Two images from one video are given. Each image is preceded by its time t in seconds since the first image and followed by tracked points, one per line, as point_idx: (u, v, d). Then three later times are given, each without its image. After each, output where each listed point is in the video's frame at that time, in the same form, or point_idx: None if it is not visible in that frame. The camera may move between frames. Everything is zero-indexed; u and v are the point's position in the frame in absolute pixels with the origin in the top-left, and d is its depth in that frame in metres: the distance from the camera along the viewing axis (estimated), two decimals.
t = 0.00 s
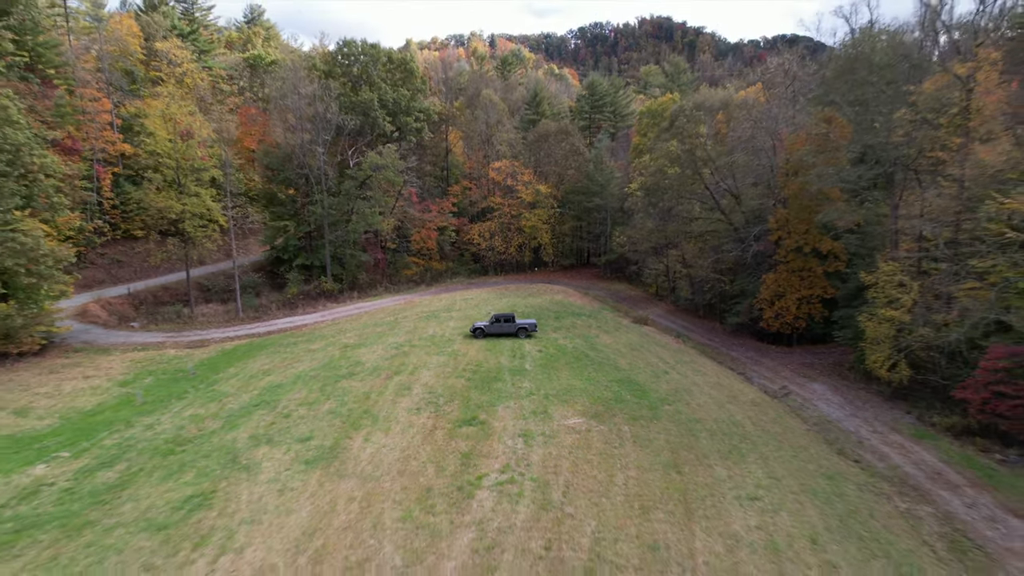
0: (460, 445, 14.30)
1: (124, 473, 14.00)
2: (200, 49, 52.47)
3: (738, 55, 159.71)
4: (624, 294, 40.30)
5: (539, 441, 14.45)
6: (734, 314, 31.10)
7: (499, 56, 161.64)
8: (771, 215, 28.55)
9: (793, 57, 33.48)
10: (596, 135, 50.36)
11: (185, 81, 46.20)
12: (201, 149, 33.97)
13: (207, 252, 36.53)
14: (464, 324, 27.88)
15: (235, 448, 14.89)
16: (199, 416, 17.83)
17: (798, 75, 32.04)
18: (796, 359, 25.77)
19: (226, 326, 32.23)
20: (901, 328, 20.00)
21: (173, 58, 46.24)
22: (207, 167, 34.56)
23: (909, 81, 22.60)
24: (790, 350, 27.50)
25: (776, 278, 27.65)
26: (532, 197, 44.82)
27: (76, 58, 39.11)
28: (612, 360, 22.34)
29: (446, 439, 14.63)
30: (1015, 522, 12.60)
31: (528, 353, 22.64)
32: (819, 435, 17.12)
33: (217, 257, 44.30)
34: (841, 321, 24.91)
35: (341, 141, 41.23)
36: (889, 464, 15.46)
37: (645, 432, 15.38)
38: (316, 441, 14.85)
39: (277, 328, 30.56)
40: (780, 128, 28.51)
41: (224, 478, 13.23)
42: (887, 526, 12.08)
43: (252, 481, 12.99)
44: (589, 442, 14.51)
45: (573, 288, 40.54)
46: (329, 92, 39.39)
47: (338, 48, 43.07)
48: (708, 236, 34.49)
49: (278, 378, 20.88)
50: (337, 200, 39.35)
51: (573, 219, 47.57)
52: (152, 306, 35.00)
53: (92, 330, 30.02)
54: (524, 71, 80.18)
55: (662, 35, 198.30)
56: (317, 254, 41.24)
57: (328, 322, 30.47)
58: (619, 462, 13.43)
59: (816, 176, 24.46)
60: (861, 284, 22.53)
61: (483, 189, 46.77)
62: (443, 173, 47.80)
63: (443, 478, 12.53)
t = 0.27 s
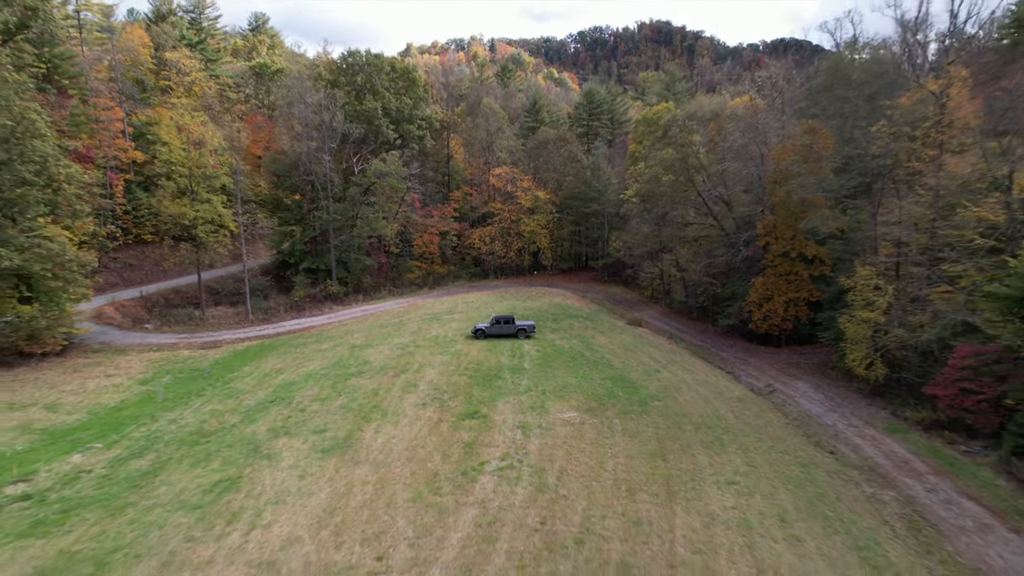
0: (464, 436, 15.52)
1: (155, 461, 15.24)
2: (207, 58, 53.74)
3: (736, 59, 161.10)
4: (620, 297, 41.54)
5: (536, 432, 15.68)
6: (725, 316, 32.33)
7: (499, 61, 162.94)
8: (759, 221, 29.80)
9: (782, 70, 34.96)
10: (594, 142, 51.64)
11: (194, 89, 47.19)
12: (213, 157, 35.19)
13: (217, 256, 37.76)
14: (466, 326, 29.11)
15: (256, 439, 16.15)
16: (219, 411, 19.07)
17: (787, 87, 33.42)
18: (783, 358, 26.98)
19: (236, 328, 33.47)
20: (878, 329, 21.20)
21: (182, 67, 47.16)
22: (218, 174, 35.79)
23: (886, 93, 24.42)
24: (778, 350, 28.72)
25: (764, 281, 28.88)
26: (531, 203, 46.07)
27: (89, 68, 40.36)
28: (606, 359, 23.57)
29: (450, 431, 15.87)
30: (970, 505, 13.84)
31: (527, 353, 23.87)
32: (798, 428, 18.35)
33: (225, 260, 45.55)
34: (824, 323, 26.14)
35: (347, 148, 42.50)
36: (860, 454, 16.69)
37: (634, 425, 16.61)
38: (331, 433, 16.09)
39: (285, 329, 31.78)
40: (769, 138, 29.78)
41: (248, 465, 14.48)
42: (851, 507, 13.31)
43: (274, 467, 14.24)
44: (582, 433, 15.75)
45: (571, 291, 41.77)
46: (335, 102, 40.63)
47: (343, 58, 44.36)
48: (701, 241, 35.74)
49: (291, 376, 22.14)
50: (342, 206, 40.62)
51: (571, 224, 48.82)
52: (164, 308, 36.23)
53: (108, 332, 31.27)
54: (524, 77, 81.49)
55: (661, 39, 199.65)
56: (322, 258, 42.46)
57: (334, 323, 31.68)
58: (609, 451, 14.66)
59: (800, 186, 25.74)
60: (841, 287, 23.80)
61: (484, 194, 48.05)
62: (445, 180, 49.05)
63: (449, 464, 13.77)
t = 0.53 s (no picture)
0: (467, 428, 16.78)
1: (181, 452, 16.51)
2: (215, 66, 55.05)
3: (735, 64, 162.63)
4: (616, 299, 42.82)
5: (533, 426, 16.94)
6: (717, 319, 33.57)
7: (499, 65, 164.54)
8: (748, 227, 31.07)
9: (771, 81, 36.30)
10: (592, 149, 52.96)
11: (202, 97, 48.21)
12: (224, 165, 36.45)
13: (227, 261, 39.02)
14: (467, 328, 30.37)
15: (274, 432, 17.41)
16: (236, 407, 20.34)
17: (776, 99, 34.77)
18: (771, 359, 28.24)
19: (246, 330, 34.71)
20: (857, 330, 22.52)
21: (190, 76, 48.05)
22: (228, 181, 37.06)
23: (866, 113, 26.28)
24: (766, 351, 29.97)
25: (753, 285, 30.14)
26: (530, 208, 47.34)
27: (102, 78, 41.64)
28: (601, 359, 24.83)
29: (454, 424, 17.12)
30: (931, 491, 15.11)
31: (525, 353, 25.13)
32: (779, 423, 19.60)
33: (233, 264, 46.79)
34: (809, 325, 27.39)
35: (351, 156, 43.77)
36: (835, 447, 17.95)
37: (625, 419, 17.86)
38: (343, 426, 17.35)
39: (293, 331, 33.04)
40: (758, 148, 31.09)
41: (268, 455, 15.74)
42: (821, 492, 14.58)
43: (292, 457, 15.51)
44: (576, 426, 17.01)
45: (568, 294, 43.03)
46: (340, 111, 41.93)
47: (347, 68, 45.68)
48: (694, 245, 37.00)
49: (303, 375, 23.39)
50: (347, 212, 41.90)
51: (569, 228, 50.10)
52: (175, 311, 37.44)
53: (124, 334, 32.49)
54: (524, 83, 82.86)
55: (660, 43, 201.03)
56: (327, 262, 43.73)
57: (340, 325, 32.93)
58: (601, 442, 15.91)
59: (785, 195, 27.05)
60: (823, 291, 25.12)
61: (484, 200, 49.33)
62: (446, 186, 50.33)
63: (453, 453, 15.02)
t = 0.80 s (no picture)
0: (469, 422, 18.01)
1: (203, 445, 17.77)
2: (222, 74, 56.34)
3: (735, 66, 164.13)
4: (613, 302, 44.05)
5: (531, 420, 18.19)
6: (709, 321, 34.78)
7: (499, 69, 166.02)
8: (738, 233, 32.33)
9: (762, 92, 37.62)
10: (590, 155, 54.23)
11: (210, 105, 49.49)
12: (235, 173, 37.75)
13: (235, 264, 40.25)
14: (468, 329, 31.61)
15: (289, 426, 18.64)
16: (251, 403, 21.58)
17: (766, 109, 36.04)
18: (759, 359, 29.48)
19: (255, 331, 35.94)
20: (838, 331, 23.70)
21: (198, 84, 49.36)
22: (238, 188, 38.35)
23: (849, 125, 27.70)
24: (756, 352, 31.18)
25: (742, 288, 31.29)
26: (529, 213, 48.56)
27: (114, 87, 42.91)
28: (597, 359, 26.07)
29: (457, 419, 18.36)
30: (898, 480, 16.36)
31: (524, 353, 26.34)
32: (762, 419, 20.84)
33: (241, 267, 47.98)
34: (796, 326, 28.62)
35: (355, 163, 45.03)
36: (813, 440, 19.20)
37: (617, 414, 19.11)
38: (353, 420, 18.58)
39: (300, 333, 34.26)
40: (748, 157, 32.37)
41: (284, 446, 17.00)
42: (796, 480, 15.82)
43: (307, 447, 16.75)
44: (571, 421, 18.26)
45: (566, 297, 44.24)
46: (345, 119, 43.21)
47: (351, 77, 46.98)
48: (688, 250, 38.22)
49: (313, 373, 24.65)
50: (352, 217, 43.17)
51: (567, 233, 51.33)
52: (186, 313, 38.67)
53: (138, 335, 33.73)
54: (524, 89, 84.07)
55: (660, 47, 202.51)
56: (332, 266, 44.94)
57: (346, 327, 34.13)
58: (593, 434, 17.16)
59: (771, 204, 28.34)
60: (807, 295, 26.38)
61: (484, 205, 50.60)
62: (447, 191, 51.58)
63: (456, 444, 16.26)
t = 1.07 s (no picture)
0: (470, 418, 19.25)
1: (222, 439, 19.04)
2: (228, 82, 57.69)
3: (734, 71, 165.50)
4: (610, 305, 45.26)
5: (529, 415, 19.44)
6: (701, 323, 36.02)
7: (499, 74, 167.53)
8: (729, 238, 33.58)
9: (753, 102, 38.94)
10: (588, 161, 55.52)
11: (217, 113, 50.81)
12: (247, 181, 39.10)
13: (243, 268, 41.49)
14: (469, 331, 32.86)
15: (302, 421, 19.91)
16: (265, 400, 22.84)
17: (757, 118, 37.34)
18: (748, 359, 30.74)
19: (263, 333, 37.19)
20: (821, 333, 24.94)
21: (205, 93, 50.69)
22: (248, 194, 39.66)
23: (834, 136, 29.04)
24: (746, 352, 32.44)
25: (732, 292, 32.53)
26: (528, 218, 49.81)
27: (125, 96, 44.24)
28: (592, 359, 27.31)
29: (459, 414, 19.61)
30: (870, 470, 17.61)
31: (523, 354, 27.58)
32: (747, 415, 22.09)
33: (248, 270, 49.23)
34: (783, 329, 29.87)
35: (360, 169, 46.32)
36: (794, 434, 20.45)
37: (609, 410, 20.37)
38: (362, 416, 19.83)
39: (307, 335, 35.50)
40: (739, 165, 33.66)
41: (299, 439, 18.27)
42: (774, 470, 17.08)
43: (320, 440, 18.01)
44: (566, 416, 19.49)
45: (564, 300, 45.46)
46: (349, 127, 44.51)
47: (355, 86, 48.30)
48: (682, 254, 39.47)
49: (322, 372, 25.91)
50: (356, 222, 44.44)
51: (565, 238, 52.58)
52: (196, 315, 39.91)
53: (151, 337, 34.99)
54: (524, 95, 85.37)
55: (659, 51, 203.93)
56: (336, 270, 46.18)
57: (351, 329, 35.37)
58: (587, 428, 18.43)
59: (759, 211, 29.61)
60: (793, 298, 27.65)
61: (485, 210, 51.87)
62: (448, 197, 52.87)
63: (459, 437, 17.51)
